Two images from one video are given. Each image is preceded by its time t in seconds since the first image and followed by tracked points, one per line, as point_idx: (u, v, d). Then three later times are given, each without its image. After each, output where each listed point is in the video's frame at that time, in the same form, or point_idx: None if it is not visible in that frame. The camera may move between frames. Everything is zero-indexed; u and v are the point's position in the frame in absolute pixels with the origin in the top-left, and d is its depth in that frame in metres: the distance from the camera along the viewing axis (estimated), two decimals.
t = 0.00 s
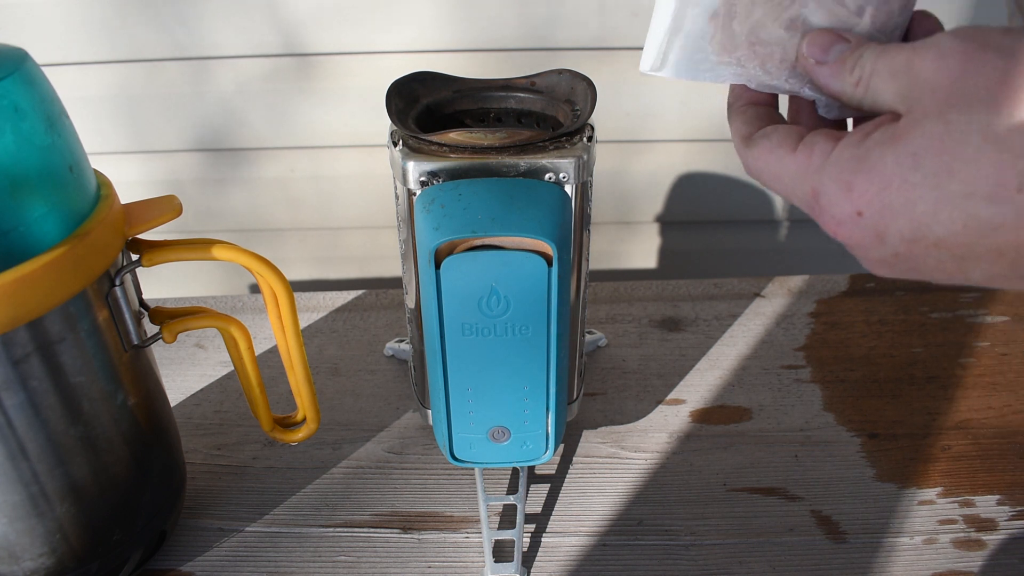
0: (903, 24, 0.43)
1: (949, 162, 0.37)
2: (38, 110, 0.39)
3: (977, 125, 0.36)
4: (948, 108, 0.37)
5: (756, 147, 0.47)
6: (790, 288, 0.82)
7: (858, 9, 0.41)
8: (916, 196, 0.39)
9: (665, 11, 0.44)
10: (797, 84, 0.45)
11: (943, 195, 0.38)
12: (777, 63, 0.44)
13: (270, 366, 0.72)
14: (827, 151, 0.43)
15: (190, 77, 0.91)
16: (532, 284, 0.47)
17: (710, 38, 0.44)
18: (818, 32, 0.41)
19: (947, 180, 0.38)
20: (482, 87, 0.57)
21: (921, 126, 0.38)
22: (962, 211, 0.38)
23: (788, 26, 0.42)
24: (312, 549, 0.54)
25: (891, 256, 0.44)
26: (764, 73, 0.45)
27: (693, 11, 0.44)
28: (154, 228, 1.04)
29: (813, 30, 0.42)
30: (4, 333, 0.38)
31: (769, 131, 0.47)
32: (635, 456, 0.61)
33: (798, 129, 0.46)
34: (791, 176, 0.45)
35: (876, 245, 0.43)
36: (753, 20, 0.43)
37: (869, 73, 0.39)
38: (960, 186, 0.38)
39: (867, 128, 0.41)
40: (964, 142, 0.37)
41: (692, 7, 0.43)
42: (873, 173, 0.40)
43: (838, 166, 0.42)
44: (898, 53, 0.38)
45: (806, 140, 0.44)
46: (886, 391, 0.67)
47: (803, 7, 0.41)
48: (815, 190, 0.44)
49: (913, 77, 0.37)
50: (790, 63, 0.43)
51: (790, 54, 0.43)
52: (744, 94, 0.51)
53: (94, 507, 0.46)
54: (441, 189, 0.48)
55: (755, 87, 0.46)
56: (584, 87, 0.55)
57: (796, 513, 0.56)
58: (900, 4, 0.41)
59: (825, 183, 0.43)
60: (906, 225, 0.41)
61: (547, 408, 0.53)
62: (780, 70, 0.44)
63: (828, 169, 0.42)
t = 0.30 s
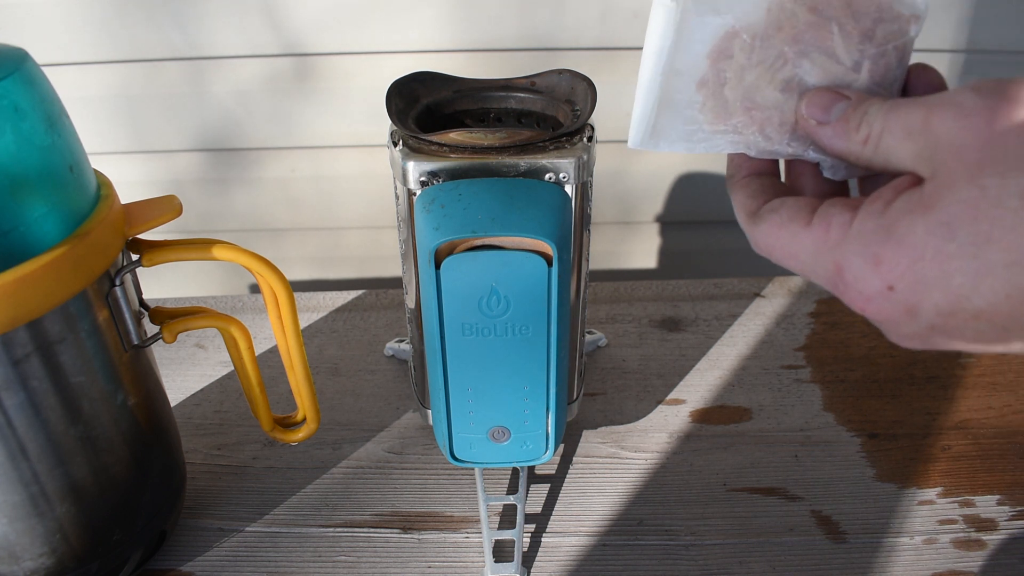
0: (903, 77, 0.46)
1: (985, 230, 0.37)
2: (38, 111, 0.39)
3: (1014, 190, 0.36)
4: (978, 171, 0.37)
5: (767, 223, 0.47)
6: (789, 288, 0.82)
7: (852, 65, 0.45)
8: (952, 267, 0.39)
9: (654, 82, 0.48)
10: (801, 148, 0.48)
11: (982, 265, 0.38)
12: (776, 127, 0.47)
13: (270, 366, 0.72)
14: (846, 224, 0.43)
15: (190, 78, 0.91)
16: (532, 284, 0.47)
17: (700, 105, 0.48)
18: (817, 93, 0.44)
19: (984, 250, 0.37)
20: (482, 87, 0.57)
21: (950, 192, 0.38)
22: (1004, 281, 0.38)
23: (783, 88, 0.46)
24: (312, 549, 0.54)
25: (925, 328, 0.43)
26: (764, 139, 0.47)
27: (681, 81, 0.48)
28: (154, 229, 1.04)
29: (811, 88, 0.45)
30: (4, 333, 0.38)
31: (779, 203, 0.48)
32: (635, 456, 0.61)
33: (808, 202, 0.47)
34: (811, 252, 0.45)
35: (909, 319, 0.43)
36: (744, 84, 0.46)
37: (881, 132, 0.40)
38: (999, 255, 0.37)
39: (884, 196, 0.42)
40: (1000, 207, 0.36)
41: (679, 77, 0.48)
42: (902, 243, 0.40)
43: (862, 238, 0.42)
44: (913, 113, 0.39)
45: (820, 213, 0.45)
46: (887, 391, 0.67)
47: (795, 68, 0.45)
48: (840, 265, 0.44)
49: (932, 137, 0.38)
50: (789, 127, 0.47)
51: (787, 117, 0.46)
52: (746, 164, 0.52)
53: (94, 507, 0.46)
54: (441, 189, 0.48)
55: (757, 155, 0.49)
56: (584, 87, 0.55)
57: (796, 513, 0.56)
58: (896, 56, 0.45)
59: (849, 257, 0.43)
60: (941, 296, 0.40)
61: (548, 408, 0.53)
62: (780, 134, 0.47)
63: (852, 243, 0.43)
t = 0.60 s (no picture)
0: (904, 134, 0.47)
1: (1007, 287, 0.37)
2: (39, 110, 0.39)
3: None
4: (998, 225, 0.37)
5: (776, 283, 0.48)
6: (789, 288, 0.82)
7: (855, 120, 0.46)
8: (975, 327, 0.39)
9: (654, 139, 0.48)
10: (804, 205, 0.49)
11: (1005, 324, 0.38)
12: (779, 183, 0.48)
13: (270, 366, 0.72)
14: (858, 285, 0.43)
15: (190, 78, 0.91)
16: (532, 284, 0.47)
17: (699, 162, 0.49)
18: (819, 148, 0.44)
19: (1007, 308, 0.37)
20: (482, 87, 0.57)
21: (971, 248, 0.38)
22: None
23: (784, 144, 0.47)
24: (312, 549, 0.54)
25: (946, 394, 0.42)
26: (766, 194, 0.48)
27: (678, 137, 0.48)
28: (154, 228, 1.04)
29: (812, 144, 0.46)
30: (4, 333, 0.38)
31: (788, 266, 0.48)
32: (635, 457, 0.61)
33: (814, 262, 0.48)
34: (826, 312, 0.45)
35: (931, 385, 0.42)
36: (744, 140, 0.47)
37: (889, 185, 0.41)
38: None
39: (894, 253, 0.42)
40: (1022, 262, 0.36)
41: (676, 134, 0.48)
42: (919, 303, 0.40)
43: (878, 299, 0.42)
44: (924, 165, 0.39)
45: (830, 275, 0.45)
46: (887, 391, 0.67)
47: (797, 124, 0.46)
48: (855, 327, 0.43)
49: (945, 190, 0.39)
50: (792, 184, 0.48)
51: (789, 172, 0.47)
52: (746, 224, 0.53)
53: (94, 507, 0.46)
54: (441, 189, 0.48)
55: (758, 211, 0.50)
56: (584, 87, 0.55)
57: (796, 513, 0.56)
58: (898, 114, 0.46)
59: (865, 319, 0.42)
60: (964, 359, 0.40)
61: (548, 408, 0.53)
62: (783, 190, 0.48)
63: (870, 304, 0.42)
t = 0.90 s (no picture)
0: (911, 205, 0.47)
1: (1002, 359, 0.36)
2: (39, 110, 0.39)
3: None
4: (991, 298, 0.35)
5: (785, 352, 0.46)
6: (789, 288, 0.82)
7: (862, 195, 0.46)
8: (971, 396, 0.38)
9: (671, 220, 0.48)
10: (815, 274, 0.48)
11: (1001, 392, 0.37)
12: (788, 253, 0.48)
13: (270, 366, 0.72)
14: (862, 353, 0.42)
15: (190, 78, 0.91)
16: (531, 285, 0.47)
17: (715, 238, 0.49)
18: (825, 222, 0.44)
19: (1003, 378, 0.36)
20: (482, 87, 0.57)
21: (963, 319, 0.36)
22: None
23: (793, 218, 0.47)
24: (312, 549, 0.54)
25: (951, 456, 0.41)
26: (777, 265, 0.48)
27: (695, 215, 0.48)
28: (154, 228, 1.04)
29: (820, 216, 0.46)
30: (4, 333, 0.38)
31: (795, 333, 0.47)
32: (635, 456, 0.61)
33: (823, 330, 0.46)
34: (829, 381, 0.44)
35: (931, 447, 0.41)
36: (756, 216, 0.47)
37: (888, 257, 0.40)
38: None
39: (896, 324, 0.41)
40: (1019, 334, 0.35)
41: (695, 212, 0.48)
42: (918, 375, 0.38)
43: (878, 370, 0.41)
44: (922, 239, 0.38)
45: (834, 343, 0.44)
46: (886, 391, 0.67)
47: (805, 199, 0.46)
48: (859, 395, 0.42)
49: (941, 265, 0.37)
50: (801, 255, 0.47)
51: (800, 246, 0.47)
52: (762, 293, 0.53)
53: (94, 507, 0.46)
54: (441, 189, 0.48)
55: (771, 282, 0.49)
56: (585, 87, 0.55)
57: (796, 513, 0.56)
58: (904, 186, 0.46)
59: (867, 388, 0.41)
60: (962, 424, 0.39)
61: (548, 408, 0.53)
62: (793, 260, 0.48)
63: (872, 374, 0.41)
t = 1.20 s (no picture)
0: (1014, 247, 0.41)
1: (1014, 374, 0.26)
2: (38, 111, 0.39)
3: None
4: None
5: (801, 315, 0.35)
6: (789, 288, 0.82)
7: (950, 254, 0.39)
8: (982, 404, 0.28)
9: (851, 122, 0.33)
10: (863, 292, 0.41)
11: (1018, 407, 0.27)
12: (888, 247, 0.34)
13: (270, 366, 0.72)
14: (876, 344, 0.31)
15: (190, 78, 0.91)
16: (531, 285, 0.47)
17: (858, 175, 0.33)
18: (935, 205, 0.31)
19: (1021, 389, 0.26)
20: (482, 87, 0.57)
21: (994, 325, 0.26)
22: None
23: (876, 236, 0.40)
24: (312, 549, 0.54)
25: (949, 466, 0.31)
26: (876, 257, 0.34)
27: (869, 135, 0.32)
28: (154, 228, 1.04)
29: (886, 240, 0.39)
30: (4, 333, 0.38)
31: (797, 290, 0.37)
32: (635, 456, 0.61)
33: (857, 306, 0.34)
34: (839, 367, 0.33)
35: (931, 455, 0.31)
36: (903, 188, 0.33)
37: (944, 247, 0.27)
38: None
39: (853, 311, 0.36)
40: None
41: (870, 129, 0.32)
42: (930, 380, 0.28)
43: (888, 369, 0.30)
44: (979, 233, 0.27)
45: (859, 327, 0.32)
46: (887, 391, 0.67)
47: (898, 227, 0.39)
48: (865, 391, 0.32)
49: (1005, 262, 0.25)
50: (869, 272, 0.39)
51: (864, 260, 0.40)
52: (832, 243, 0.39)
53: (94, 506, 0.46)
54: (441, 189, 0.48)
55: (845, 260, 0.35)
56: (585, 87, 0.55)
57: (796, 513, 0.56)
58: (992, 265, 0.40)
59: (876, 386, 0.31)
60: (971, 432, 0.29)
61: (548, 408, 0.53)
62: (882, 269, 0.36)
63: (876, 367, 0.31)
